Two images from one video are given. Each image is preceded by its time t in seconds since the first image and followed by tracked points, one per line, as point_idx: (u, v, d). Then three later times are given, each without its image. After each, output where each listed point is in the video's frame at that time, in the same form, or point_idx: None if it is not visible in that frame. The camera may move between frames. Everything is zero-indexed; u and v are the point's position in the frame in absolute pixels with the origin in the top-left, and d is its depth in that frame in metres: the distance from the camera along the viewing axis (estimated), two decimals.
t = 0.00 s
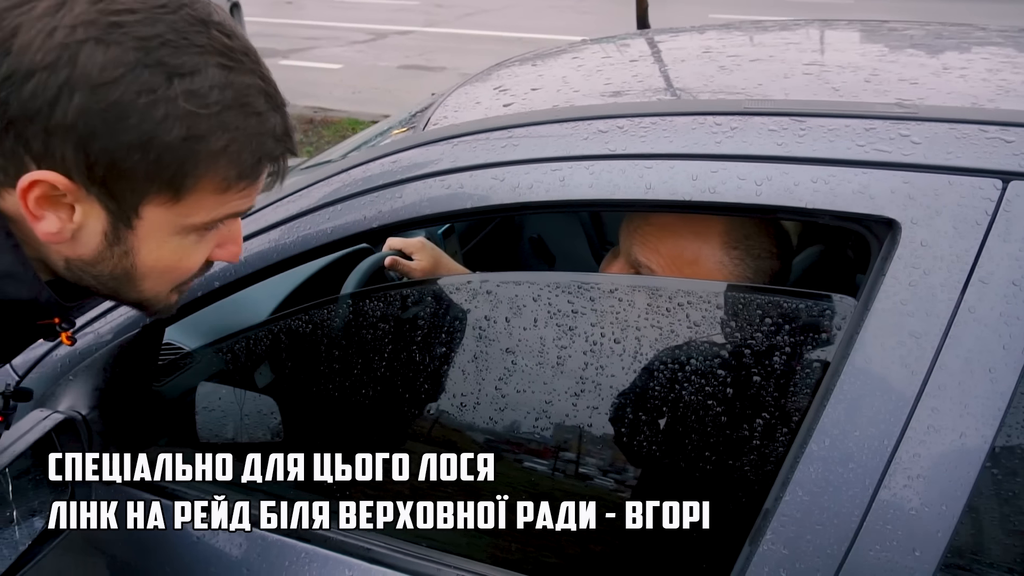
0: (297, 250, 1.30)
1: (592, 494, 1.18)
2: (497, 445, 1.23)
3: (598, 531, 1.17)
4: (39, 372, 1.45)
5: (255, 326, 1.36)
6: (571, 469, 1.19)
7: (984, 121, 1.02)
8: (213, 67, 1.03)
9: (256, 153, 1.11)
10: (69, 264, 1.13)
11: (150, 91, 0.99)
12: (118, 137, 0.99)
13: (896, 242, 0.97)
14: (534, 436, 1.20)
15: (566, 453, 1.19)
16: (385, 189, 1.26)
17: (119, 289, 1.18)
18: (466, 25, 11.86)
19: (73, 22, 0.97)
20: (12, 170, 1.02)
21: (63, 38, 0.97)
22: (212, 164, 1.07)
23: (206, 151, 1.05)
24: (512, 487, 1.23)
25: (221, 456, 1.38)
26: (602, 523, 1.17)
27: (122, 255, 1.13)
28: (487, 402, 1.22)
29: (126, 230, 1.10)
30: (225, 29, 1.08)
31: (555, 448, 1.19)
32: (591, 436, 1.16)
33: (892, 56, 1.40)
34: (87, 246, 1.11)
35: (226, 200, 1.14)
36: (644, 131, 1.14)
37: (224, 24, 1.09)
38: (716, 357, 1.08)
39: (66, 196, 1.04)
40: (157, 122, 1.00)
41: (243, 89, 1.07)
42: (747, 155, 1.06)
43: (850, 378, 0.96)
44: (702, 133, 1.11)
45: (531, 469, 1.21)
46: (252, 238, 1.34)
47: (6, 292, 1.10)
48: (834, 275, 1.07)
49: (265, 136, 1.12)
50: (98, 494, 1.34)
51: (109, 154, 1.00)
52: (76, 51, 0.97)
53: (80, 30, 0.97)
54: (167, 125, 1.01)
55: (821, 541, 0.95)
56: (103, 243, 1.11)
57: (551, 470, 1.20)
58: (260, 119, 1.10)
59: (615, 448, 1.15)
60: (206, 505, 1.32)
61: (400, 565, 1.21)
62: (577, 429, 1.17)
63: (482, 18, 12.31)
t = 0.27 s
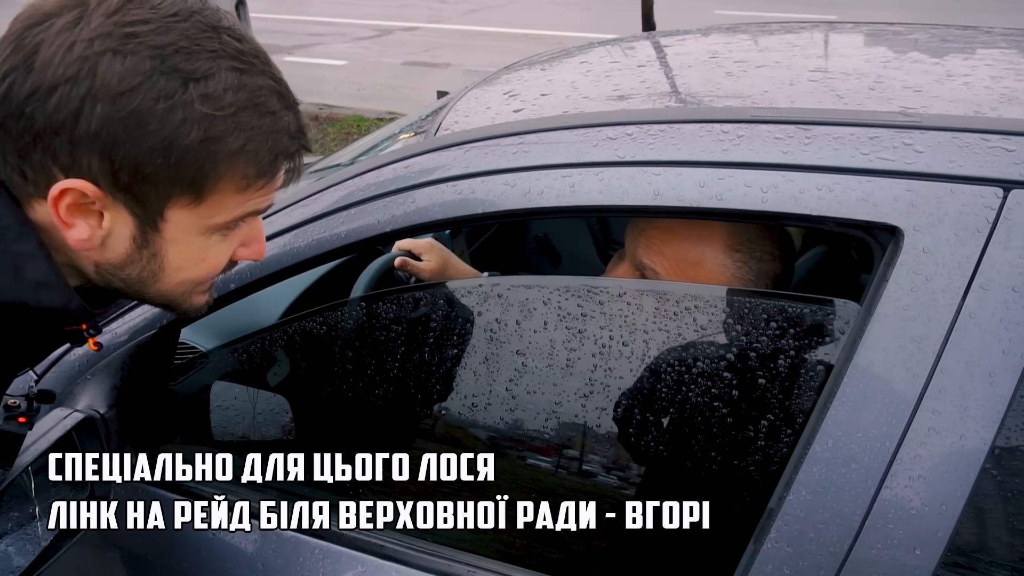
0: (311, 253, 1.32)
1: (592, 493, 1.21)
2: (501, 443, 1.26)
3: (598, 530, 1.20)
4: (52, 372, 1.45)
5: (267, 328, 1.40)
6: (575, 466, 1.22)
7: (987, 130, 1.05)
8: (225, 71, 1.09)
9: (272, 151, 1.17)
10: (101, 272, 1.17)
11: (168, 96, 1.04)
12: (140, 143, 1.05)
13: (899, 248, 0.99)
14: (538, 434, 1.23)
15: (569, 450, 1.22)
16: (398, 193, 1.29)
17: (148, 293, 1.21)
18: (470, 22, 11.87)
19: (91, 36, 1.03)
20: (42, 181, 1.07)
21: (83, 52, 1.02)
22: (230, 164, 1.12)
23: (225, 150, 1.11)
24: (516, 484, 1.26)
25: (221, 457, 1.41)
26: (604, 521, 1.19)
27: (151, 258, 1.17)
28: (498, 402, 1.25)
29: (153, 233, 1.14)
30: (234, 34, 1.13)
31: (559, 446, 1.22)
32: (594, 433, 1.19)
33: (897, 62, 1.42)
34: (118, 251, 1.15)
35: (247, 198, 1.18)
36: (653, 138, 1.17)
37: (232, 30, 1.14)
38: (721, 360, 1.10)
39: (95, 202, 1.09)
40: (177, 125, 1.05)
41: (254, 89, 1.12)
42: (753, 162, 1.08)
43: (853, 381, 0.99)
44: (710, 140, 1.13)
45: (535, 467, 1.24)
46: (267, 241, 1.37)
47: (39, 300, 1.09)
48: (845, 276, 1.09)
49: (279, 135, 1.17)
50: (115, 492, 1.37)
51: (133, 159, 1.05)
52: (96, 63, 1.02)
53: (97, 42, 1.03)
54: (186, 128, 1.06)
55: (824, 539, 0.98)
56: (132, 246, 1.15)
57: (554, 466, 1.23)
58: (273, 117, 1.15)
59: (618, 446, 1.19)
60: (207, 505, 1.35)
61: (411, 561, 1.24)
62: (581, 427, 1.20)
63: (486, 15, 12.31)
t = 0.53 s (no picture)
0: (315, 255, 1.34)
1: (592, 493, 1.23)
2: (501, 443, 1.28)
3: (598, 530, 1.22)
4: (59, 373, 1.47)
5: (271, 329, 1.41)
6: (574, 466, 1.24)
7: (980, 135, 1.07)
8: (231, 63, 1.12)
9: (277, 140, 1.20)
10: (111, 267, 1.19)
11: (178, 89, 1.07)
12: (152, 135, 1.07)
13: (893, 251, 1.01)
14: (537, 433, 1.25)
15: (569, 450, 1.24)
16: (401, 196, 1.31)
17: (156, 287, 1.21)
18: (469, 23, 11.89)
19: (102, 33, 1.05)
20: (53, 177, 1.08)
21: (95, 48, 1.05)
22: (238, 154, 1.16)
23: (233, 140, 1.14)
24: (515, 484, 1.28)
25: (220, 457, 1.42)
26: (604, 521, 1.21)
27: (162, 251, 1.19)
28: (499, 402, 1.27)
29: (164, 225, 1.17)
30: (236, 29, 1.17)
31: (558, 445, 1.24)
32: (594, 433, 1.21)
33: (892, 67, 1.44)
34: (129, 245, 1.17)
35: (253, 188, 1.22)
36: (652, 143, 1.19)
37: (234, 25, 1.18)
38: (719, 360, 1.12)
39: (108, 196, 1.11)
40: (188, 117, 1.09)
41: (258, 81, 1.16)
42: (751, 167, 1.10)
43: (849, 381, 1.01)
44: (708, 145, 1.15)
45: (535, 467, 1.26)
46: (271, 243, 1.39)
47: (43, 300, 1.07)
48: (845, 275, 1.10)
49: (283, 126, 1.21)
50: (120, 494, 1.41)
51: (145, 151, 1.08)
52: (108, 59, 1.05)
53: (109, 39, 1.05)
54: (197, 119, 1.09)
55: (820, 536, 1.00)
56: (144, 239, 1.17)
57: (554, 466, 1.25)
58: (277, 108, 1.19)
59: (618, 445, 1.21)
60: (207, 505, 1.37)
61: (415, 560, 1.25)
62: (581, 428, 1.22)
63: (486, 16, 12.34)
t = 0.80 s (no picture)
0: (311, 254, 1.35)
1: (587, 490, 1.24)
2: (496, 441, 1.29)
3: (593, 526, 1.23)
4: (55, 373, 1.48)
5: (268, 329, 1.42)
6: (570, 464, 1.25)
7: (965, 134, 1.09)
8: (231, 59, 1.15)
9: (277, 135, 1.22)
10: (111, 265, 1.18)
11: (182, 84, 1.09)
12: (157, 129, 1.09)
13: (880, 248, 1.03)
14: (532, 431, 1.26)
15: (565, 448, 1.25)
16: (396, 196, 1.32)
17: (157, 283, 1.22)
18: (463, 24, 11.90)
19: (106, 30, 1.07)
20: (56, 173, 1.09)
21: (99, 45, 1.06)
22: (240, 148, 1.18)
23: (236, 133, 1.16)
24: (510, 482, 1.29)
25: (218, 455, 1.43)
26: (601, 518, 1.23)
27: (163, 247, 1.19)
28: (494, 399, 1.28)
29: (166, 220, 1.17)
30: (234, 28, 1.19)
31: (554, 443, 1.25)
32: (589, 431, 1.23)
33: (881, 67, 1.45)
34: (131, 241, 1.17)
35: (252, 182, 1.23)
36: (644, 142, 1.20)
37: (231, 24, 1.20)
38: (711, 356, 1.14)
39: (111, 190, 1.11)
40: (191, 111, 1.11)
41: (258, 77, 1.18)
42: (741, 166, 1.12)
43: (837, 377, 1.02)
44: (699, 145, 1.17)
45: (530, 464, 1.27)
46: (267, 243, 1.40)
47: (43, 300, 1.08)
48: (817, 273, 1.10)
49: (282, 121, 1.23)
50: (119, 496, 1.42)
51: (149, 145, 1.10)
52: (113, 56, 1.06)
53: (113, 36, 1.07)
54: (200, 113, 1.11)
55: (811, 529, 1.01)
56: (145, 235, 1.17)
57: (550, 464, 1.26)
58: (277, 103, 1.21)
59: (612, 443, 1.22)
60: (207, 504, 1.38)
61: (412, 556, 1.25)
62: (576, 425, 1.23)
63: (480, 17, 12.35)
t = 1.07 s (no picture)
0: (304, 256, 1.35)
1: (582, 490, 1.25)
2: (491, 442, 1.30)
3: (587, 526, 1.24)
4: (48, 376, 1.48)
5: (262, 330, 1.42)
6: (565, 464, 1.26)
7: (954, 134, 1.10)
8: (233, 71, 1.15)
9: (276, 145, 1.23)
10: (108, 273, 1.18)
11: (184, 96, 1.10)
12: (158, 140, 1.09)
13: (870, 246, 1.04)
14: (527, 432, 1.27)
15: (560, 448, 1.26)
16: (390, 197, 1.33)
17: (152, 291, 1.21)
18: (455, 26, 11.90)
19: (110, 40, 1.07)
20: (56, 180, 1.09)
21: (104, 56, 1.07)
22: (239, 159, 1.18)
23: (236, 144, 1.16)
24: (504, 483, 1.29)
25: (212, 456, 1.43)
26: (596, 517, 1.23)
27: (160, 255, 1.19)
28: (489, 399, 1.29)
29: (163, 229, 1.17)
30: (235, 39, 1.20)
31: (548, 443, 1.26)
32: (583, 430, 1.23)
33: (870, 68, 1.47)
34: (127, 250, 1.16)
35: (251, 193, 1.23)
36: (636, 143, 1.21)
37: (232, 35, 1.21)
38: (703, 354, 1.15)
39: (110, 200, 1.11)
40: (193, 121, 1.11)
41: (259, 88, 1.19)
42: (732, 166, 1.13)
43: (828, 374, 1.03)
44: (691, 145, 1.18)
45: (524, 464, 1.28)
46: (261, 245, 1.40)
47: (37, 304, 1.08)
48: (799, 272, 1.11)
49: (281, 132, 1.23)
50: (114, 498, 1.42)
51: (151, 155, 1.10)
52: (117, 66, 1.07)
53: (118, 47, 1.07)
54: (202, 124, 1.12)
55: (804, 525, 1.02)
56: (142, 243, 1.17)
57: (544, 464, 1.27)
58: (276, 114, 1.22)
59: (606, 442, 1.22)
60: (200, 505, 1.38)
61: (408, 556, 1.25)
62: (569, 424, 1.24)
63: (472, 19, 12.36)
